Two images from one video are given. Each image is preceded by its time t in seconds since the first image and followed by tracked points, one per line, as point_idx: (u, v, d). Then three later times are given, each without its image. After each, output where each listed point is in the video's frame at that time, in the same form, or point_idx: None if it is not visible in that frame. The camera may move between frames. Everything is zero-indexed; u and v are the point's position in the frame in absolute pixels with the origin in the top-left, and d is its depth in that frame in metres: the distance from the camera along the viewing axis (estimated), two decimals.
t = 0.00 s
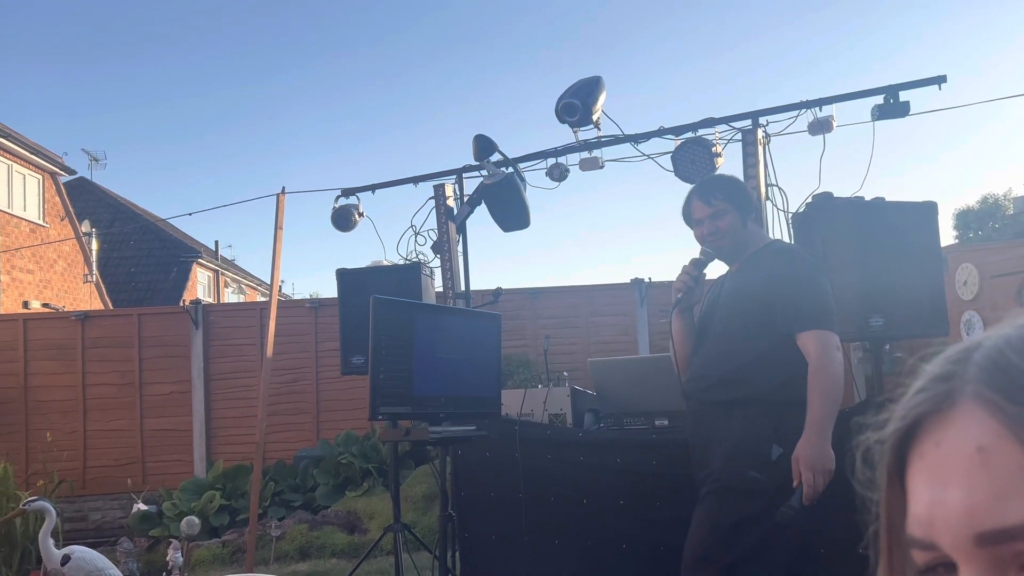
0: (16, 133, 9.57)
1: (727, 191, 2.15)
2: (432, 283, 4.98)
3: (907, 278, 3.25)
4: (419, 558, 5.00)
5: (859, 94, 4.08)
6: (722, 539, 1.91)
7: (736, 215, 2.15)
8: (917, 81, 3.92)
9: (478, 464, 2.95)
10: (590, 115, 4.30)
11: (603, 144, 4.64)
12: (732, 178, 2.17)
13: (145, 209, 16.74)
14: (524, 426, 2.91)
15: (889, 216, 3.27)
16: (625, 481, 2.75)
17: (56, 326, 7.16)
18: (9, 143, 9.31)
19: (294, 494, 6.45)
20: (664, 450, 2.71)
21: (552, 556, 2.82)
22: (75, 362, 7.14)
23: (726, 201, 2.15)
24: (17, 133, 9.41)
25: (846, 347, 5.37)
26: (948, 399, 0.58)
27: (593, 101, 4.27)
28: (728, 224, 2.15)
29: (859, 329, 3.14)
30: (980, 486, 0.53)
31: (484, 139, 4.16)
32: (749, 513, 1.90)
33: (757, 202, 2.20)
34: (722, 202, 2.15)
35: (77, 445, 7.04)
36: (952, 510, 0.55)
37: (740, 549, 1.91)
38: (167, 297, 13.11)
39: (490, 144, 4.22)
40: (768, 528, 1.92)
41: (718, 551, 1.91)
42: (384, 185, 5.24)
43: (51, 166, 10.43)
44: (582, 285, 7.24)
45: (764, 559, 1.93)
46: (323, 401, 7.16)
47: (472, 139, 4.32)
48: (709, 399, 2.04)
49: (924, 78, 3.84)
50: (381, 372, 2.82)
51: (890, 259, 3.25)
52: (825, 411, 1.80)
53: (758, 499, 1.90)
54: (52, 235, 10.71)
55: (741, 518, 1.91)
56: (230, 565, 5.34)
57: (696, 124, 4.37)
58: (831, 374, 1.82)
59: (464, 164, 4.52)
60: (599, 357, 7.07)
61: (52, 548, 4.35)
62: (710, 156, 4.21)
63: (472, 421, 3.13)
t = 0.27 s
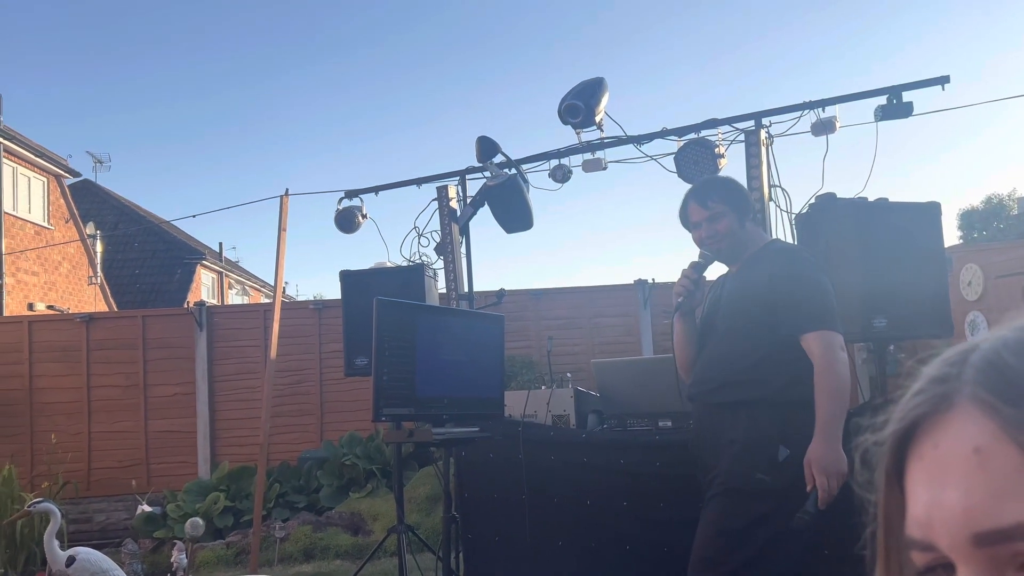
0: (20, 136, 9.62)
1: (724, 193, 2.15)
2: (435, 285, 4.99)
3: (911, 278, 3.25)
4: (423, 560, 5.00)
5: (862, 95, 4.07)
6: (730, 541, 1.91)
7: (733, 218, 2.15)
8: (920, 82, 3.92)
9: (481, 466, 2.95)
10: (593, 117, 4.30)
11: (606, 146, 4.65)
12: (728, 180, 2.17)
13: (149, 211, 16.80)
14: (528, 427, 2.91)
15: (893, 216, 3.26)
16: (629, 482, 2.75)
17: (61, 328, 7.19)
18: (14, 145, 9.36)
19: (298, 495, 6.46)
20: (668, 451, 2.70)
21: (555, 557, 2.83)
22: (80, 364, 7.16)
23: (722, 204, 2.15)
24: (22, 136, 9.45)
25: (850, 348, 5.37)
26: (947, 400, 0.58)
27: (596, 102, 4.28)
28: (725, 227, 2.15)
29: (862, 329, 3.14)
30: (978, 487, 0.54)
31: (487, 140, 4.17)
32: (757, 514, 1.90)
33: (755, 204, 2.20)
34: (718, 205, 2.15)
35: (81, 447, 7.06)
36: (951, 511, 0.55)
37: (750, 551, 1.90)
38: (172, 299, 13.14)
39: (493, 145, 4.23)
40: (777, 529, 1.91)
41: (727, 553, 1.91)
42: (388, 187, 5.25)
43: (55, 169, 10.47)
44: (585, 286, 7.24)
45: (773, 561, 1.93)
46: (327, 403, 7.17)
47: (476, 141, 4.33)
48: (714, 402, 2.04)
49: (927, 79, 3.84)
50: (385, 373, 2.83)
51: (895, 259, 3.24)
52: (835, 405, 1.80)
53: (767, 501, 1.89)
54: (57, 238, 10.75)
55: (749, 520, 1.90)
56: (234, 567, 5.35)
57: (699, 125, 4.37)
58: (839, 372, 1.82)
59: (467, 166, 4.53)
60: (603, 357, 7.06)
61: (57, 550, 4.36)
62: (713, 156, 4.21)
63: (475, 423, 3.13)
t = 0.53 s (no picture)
0: (27, 138, 9.67)
1: (724, 195, 2.15)
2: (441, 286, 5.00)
3: (919, 279, 3.24)
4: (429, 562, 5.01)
5: (867, 96, 4.07)
6: (735, 544, 1.91)
7: (732, 219, 2.15)
8: (925, 82, 3.91)
9: (487, 467, 2.96)
10: (597, 118, 4.31)
11: (611, 147, 4.65)
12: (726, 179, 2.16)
13: (155, 214, 16.87)
14: (534, 429, 2.91)
15: (900, 217, 3.26)
16: (636, 483, 2.75)
17: (68, 330, 7.23)
18: (22, 148, 9.42)
19: (305, 496, 6.49)
20: (674, 452, 2.70)
21: (561, 559, 2.83)
22: (87, 366, 7.20)
23: (721, 205, 2.15)
24: (29, 139, 9.51)
25: (856, 349, 5.36)
26: (950, 406, 0.59)
27: (600, 103, 4.29)
28: (725, 228, 2.16)
29: (869, 331, 3.13)
30: (982, 493, 0.54)
31: (492, 142, 4.18)
32: (762, 516, 1.90)
33: (757, 203, 2.19)
34: (718, 207, 2.16)
35: (89, 449, 7.09)
36: (954, 517, 0.56)
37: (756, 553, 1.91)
38: (178, 300, 13.20)
39: (498, 147, 4.24)
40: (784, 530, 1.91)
41: (732, 555, 1.91)
42: (393, 189, 5.27)
43: (62, 171, 10.53)
44: (591, 287, 7.24)
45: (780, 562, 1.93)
46: (333, 404, 7.19)
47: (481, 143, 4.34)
48: (720, 404, 2.04)
49: (933, 79, 3.83)
50: (390, 375, 2.84)
51: (901, 260, 3.24)
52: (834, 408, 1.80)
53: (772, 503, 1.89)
54: (63, 240, 10.81)
55: (754, 521, 1.91)
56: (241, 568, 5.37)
57: (704, 126, 4.37)
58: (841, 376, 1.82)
59: (472, 168, 4.54)
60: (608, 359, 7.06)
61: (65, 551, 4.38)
62: (718, 157, 4.21)
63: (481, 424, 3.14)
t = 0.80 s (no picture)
0: (33, 140, 9.72)
1: (715, 198, 2.22)
2: (445, 286, 5.00)
3: (923, 279, 3.23)
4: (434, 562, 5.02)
5: (871, 95, 4.07)
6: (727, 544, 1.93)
7: (723, 222, 2.21)
8: (929, 81, 3.90)
9: (492, 467, 2.98)
10: (601, 119, 4.31)
11: (614, 147, 4.65)
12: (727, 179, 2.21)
13: (160, 214, 16.92)
14: (538, 429, 2.92)
15: (903, 217, 3.25)
16: (640, 484, 2.76)
17: (74, 331, 7.26)
18: (27, 149, 9.47)
19: (310, 496, 6.51)
20: (678, 453, 2.71)
21: (565, 558, 2.84)
22: (93, 366, 7.23)
23: (710, 209, 2.23)
24: (34, 141, 9.57)
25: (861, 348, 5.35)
26: (947, 411, 0.59)
27: (604, 104, 4.29)
28: (716, 231, 2.23)
29: (873, 330, 3.13)
30: (979, 497, 0.55)
31: (496, 142, 4.19)
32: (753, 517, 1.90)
33: (757, 203, 2.19)
34: (708, 212, 2.24)
35: (95, 449, 7.13)
36: (954, 521, 0.56)
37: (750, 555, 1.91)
38: (183, 301, 13.24)
39: (501, 147, 4.25)
40: (778, 531, 1.89)
41: (724, 555, 1.95)
42: (397, 189, 5.28)
43: (68, 172, 10.58)
44: (594, 287, 7.24)
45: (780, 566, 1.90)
46: (338, 404, 7.21)
47: (485, 143, 4.35)
48: (716, 410, 2.08)
49: (937, 79, 3.83)
50: (394, 375, 2.86)
51: (904, 258, 3.24)
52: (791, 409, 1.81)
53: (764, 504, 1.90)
54: (69, 241, 10.85)
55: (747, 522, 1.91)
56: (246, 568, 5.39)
57: (708, 126, 4.37)
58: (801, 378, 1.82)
59: (476, 168, 4.55)
60: (613, 358, 7.06)
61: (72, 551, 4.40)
62: (722, 157, 4.21)
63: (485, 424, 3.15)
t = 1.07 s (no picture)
0: (37, 139, 9.75)
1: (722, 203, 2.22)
2: (448, 286, 5.00)
3: (927, 278, 3.22)
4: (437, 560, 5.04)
5: (874, 93, 4.05)
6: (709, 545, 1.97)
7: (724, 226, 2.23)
8: (933, 80, 3.89)
9: (494, 466, 2.96)
10: (604, 118, 4.30)
11: (617, 146, 4.65)
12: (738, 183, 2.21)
13: (164, 213, 16.95)
14: (541, 427, 2.90)
15: (908, 215, 3.23)
16: (643, 483, 2.75)
17: (79, 330, 7.29)
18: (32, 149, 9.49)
19: (313, 495, 6.52)
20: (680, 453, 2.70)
21: (566, 557, 2.84)
22: (97, 365, 7.26)
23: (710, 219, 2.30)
24: (39, 140, 9.60)
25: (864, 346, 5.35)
26: (940, 423, 0.59)
27: (606, 103, 4.28)
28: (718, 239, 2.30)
29: (876, 330, 3.13)
30: (971, 510, 0.55)
31: (498, 142, 4.19)
32: (727, 516, 1.94)
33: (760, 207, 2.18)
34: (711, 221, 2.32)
35: (99, 448, 7.15)
36: (945, 533, 0.56)
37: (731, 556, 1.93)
38: (187, 300, 13.27)
39: (503, 147, 4.24)
40: (756, 525, 1.90)
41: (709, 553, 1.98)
42: (399, 189, 5.28)
43: (72, 171, 10.61)
44: (597, 286, 7.24)
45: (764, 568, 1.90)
46: (341, 403, 7.22)
47: (487, 143, 4.35)
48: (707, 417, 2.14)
49: (940, 76, 3.82)
50: (396, 375, 2.86)
51: (907, 256, 3.23)
52: (713, 404, 1.96)
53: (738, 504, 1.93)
54: (73, 240, 10.88)
55: (726, 522, 1.95)
56: (249, 566, 5.40)
57: (710, 125, 4.36)
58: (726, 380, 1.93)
59: (478, 167, 4.55)
60: (616, 357, 7.05)
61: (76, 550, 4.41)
62: (725, 156, 4.20)
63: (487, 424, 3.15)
